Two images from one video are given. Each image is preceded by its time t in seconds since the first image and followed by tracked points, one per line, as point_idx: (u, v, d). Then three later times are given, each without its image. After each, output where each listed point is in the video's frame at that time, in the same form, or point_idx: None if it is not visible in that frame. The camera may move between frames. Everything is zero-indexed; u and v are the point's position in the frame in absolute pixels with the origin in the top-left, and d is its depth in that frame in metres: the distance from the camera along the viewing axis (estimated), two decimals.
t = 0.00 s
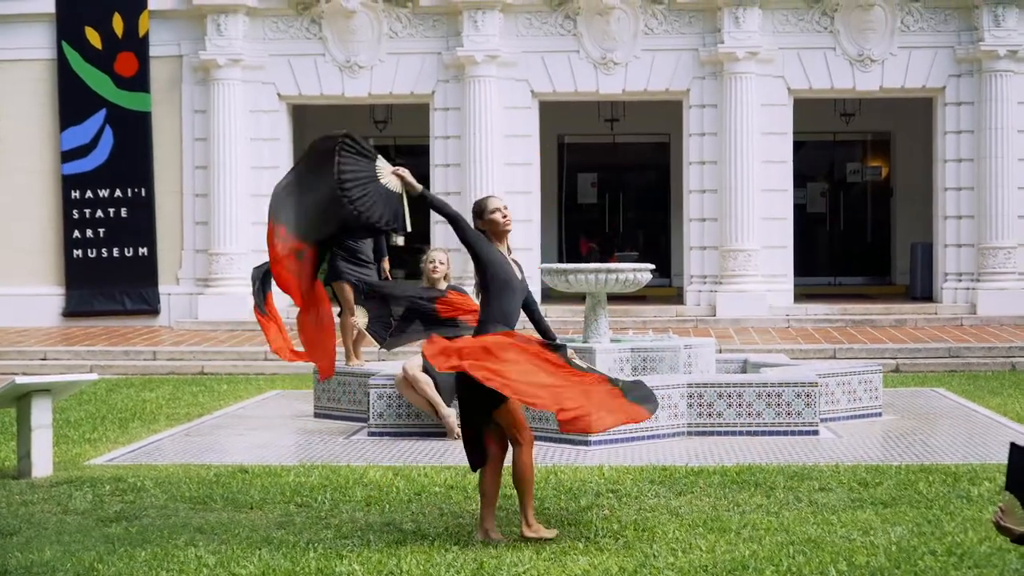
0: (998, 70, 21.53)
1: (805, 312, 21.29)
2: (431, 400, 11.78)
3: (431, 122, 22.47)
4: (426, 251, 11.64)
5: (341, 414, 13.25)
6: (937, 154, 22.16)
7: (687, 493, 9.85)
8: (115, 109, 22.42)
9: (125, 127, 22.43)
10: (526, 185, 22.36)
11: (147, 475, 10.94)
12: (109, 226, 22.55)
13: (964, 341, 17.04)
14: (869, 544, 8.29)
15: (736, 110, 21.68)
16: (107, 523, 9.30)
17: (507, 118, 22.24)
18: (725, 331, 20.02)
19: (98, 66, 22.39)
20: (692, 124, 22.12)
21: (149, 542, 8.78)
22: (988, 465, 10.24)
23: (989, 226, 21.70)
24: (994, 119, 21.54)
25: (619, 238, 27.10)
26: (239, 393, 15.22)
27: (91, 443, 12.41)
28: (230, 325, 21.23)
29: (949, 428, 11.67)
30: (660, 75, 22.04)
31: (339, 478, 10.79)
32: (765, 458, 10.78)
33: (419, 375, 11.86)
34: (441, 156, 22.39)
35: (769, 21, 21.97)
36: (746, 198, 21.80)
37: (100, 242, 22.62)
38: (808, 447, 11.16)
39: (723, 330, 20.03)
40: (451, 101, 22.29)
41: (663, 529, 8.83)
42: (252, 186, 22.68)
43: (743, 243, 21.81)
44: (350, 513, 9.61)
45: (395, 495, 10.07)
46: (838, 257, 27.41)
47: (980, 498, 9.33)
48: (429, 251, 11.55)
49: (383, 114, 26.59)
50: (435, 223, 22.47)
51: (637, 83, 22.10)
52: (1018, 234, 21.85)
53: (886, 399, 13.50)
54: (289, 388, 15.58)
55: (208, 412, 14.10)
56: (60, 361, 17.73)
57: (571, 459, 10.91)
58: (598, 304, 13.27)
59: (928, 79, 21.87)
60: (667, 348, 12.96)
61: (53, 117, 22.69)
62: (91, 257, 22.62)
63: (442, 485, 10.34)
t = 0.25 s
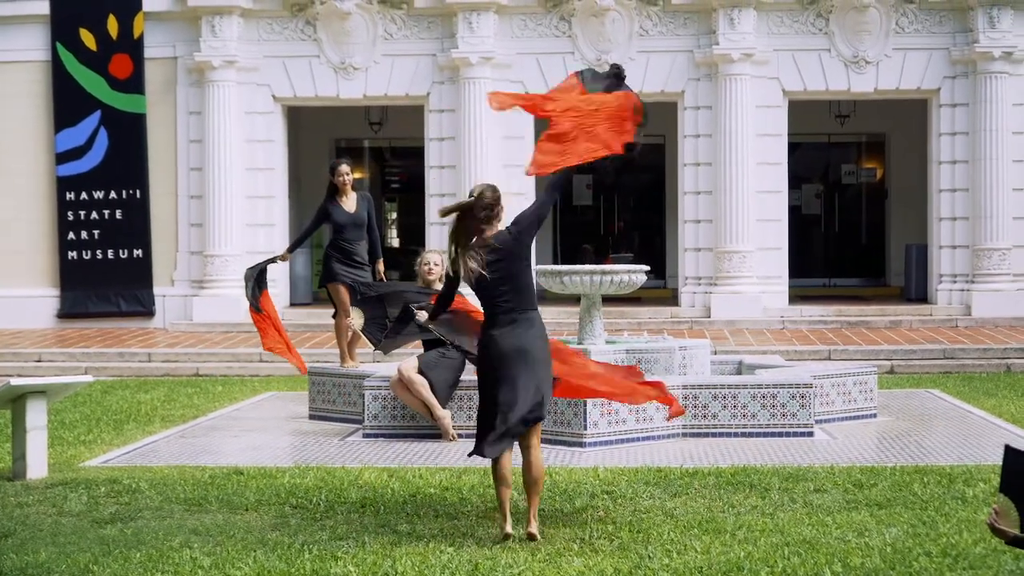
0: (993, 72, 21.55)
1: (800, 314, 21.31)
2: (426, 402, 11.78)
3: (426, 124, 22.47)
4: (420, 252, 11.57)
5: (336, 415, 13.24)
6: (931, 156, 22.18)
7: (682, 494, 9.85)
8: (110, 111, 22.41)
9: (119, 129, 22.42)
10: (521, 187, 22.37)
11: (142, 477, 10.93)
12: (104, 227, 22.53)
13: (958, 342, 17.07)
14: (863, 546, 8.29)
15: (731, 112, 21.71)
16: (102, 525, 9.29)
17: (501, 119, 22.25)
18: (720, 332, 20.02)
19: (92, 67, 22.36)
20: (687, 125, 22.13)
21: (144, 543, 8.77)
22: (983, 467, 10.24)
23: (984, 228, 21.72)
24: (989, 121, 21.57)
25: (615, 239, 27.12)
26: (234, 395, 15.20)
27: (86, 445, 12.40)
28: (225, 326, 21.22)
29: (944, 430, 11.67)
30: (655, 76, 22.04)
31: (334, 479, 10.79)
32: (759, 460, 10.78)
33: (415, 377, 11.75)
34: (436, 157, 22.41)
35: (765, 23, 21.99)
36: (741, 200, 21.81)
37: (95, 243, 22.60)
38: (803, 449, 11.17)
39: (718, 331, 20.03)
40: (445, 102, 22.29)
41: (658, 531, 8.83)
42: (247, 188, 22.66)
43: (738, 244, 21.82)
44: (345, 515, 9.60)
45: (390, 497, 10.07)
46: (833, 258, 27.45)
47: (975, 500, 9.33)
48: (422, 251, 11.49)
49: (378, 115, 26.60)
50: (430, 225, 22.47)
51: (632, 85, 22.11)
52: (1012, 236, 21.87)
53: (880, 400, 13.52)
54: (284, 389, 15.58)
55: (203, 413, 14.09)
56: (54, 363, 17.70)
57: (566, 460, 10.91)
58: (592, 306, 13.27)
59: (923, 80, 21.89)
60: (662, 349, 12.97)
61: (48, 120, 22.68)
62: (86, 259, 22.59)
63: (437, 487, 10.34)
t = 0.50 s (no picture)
0: (990, 72, 21.55)
1: (798, 314, 21.31)
2: (425, 403, 11.84)
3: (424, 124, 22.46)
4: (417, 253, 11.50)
5: (334, 415, 13.24)
6: (930, 157, 22.18)
7: (680, 495, 9.85)
8: (106, 112, 22.36)
9: (117, 130, 22.39)
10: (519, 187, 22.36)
11: (140, 477, 10.93)
12: (103, 227, 22.53)
13: (956, 343, 17.07)
14: (861, 546, 8.29)
15: (729, 113, 21.71)
16: (100, 525, 9.28)
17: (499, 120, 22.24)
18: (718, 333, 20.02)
19: (89, 68, 22.33)
20: (685, 126, 22.11)
21: (143, 544, 8.76)
22: (981, 467, 10.24)
23: (983, 228, 21.71)
24: (987, 121, 21.57)
25: (613, 239, 27.11)
26: (232, 396, 15.20)
27: (85, 445, 12.39)
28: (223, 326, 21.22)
29: (942, 431, 11.68)
30: (652, 77, 22.04)
31: (332, 479, 10.78)
32: (757, 460, 10.78)
33: (414, 377, 11.75)
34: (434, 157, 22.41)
35: (762, 24, 21.98)
36: (739, 200, 21.80)
37: (93, 243, 22.59)
38: (801, 449, 11.16)
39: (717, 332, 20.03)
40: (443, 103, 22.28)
41: (656, 531, 8.82)
42: (245, 188, 22.66)
43: (736, 245, 21.83)
44: (344, 515, 9.59)
45: (388, 497, 10.06)
46: (831, 258, 27.45)
47: (974, 501, 9.33)
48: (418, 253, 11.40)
49: (376, 116, 26.61)
50: (429, 225, 22.47)
51: (630, 86, 22.10)
52: (1011, 236, 21.87)
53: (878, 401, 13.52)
54: (283, 390, 15.58)
55: (201, 414, 14.09)
56: (53, 363, 17.70)
57: (564, 461, 10.91)
58: (590, 306, 13.27)
59: (921, 81, 21.89)
60: (660, 350, 12.97)
61: (47, 120, 22.67)
62: (85, 259, 22.58)
63: (435, 487, 10.34)
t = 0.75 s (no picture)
0: (990, 72, 21.54)
1: (798, 314, 21.31)
2: (424, 402, 11.90)
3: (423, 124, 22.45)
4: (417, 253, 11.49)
5: (334, 415, 13.23)
6: (929, 156, 22.18)
7: (679, 494, 9.85)
8: (106, 111, 22.36)
9: (117, 129, 22.40)
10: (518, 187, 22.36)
11: (139, 477, 10.92)
12: (103, 227, 22.53)
13: (956, 343, 17.07)
14: (861, 546, 8.29)
15: (728, 112, 21.71)
16: (99, 525, 9.28)
17: (499, 120, 22.24)
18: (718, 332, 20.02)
19: (89, 68, 22.33)
20: (684, 125, 22.11)
21: (142, 543, 8.75)
22: (980, 467, 10.24)
23: (983, 228, 21.71)
24: (987, 121, 21.56)
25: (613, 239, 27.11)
26: (231, 395, 15.19)
27: (84, 444, 12.39)
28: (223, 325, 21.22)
29: (942, 430, 11.68)
30: (652, 76, 22.04)
31: (331, 479, 10.78)
32: (756, 460, 10.78)
33: (412, 377, 11.85)
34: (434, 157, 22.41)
35: (762, 23, 21.98)
36: (738, 200, 21.80)
37: (93, 243, 22.58)
38: (801, 449, 11.16)
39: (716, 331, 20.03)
40: (443, 103, 22.27)
41: (656, 531, 8.82)
42: (244, 187, 22.65)
43: (736, 245, 21.83)
44: (343, 514, 9.59)
45: (388, 497, 10.06)
46: (830, 258, 27.46)
47: (973, 500, 9.33)
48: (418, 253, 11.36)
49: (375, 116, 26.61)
50: (428, 225, 22.47)
51: (629, 85, 22.10)
52: (1011, 236, 21.88)
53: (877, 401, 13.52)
54: (282, 389, 15.57)
55: (200, 413, 14.08)
56: (53, 363, 17.69)
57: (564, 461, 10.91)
58: (590, 306, 13.26)
59: (920, 80, 21.88)
60: (660, 349, 12.96)
61: (47, 120, 22.66)
62: (84, 259, 22.58)
63: (435, 487, 10.34)
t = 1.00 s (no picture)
0: (991, 70, 21.53)
1: (799, 312, 21.31)
2: (424, 401, 11.89)
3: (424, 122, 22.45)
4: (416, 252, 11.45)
5: (335, 413, 13.24)
6: (930, 154, 22.18)
7: (679, 493, 9.85)
8: (108, 110, 22.41)
9: (118, 128, 22.43)
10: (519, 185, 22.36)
11: (140, 475, 10.92)
12: (104, 226, 22.55)
13: (958, 341, 17.06)
14: (862, 545, 8.29)
15: (728, 111, 21.71)
16: (100, 523, 9.28)
17: (500, 118, 22.23)
18: (719, 331, 20.02)
19: (90, 66, 22.35)
20: (685, 124, 22.12)
21: (143, 542, 8.75)
22: (981, 466, 10.24)
23: (983, 226, 21.71)
24: (988, 119, 21.55)
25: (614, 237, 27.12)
26: (232, 394, 15.18)
27: (85, 443, 12.39)
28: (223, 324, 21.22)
29: (943, 429, 11.68)
30: (653, 75, 22.03)
31: (332, 477, 10.78)
32: (757, 458, 10.78)
33: (413, 375, 11.84)
34: (434, 155, 22.41)
35: (763, 21, 21.97)
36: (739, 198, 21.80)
37: (94, 241, 22.59)
38: (802, 448, 11.15)
39: (717, 330, 20.03)
40: (444, 101, 22.27)
41: (657, 530, 8.81)
42: (245, 186, 22.65)
43: (736, 243, 21.83)
44: (344, 513, 9.59)
45: (389, 495, 10.06)
46: (831, 256, 27.46)
47: (974, 499, 9.33)
48: (418, 252, 11.34)
49: (376, 114, 26.60)
50: (429, 223, 22.47)
51: (630, 84, 22.09)
52: (1012, 234, 21.87)
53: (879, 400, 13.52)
54: (283, 388, 15.57)
55: (201, 412, 14.08)
56: (54, 361, 17.69)
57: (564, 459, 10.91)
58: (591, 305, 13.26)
59: (921, 79, 21.88)
60: (660, 348, 12.97)
61: (48, 118, 22.67)
62: (85, 258, 22.59)
63: (435, 485, 10.34)
